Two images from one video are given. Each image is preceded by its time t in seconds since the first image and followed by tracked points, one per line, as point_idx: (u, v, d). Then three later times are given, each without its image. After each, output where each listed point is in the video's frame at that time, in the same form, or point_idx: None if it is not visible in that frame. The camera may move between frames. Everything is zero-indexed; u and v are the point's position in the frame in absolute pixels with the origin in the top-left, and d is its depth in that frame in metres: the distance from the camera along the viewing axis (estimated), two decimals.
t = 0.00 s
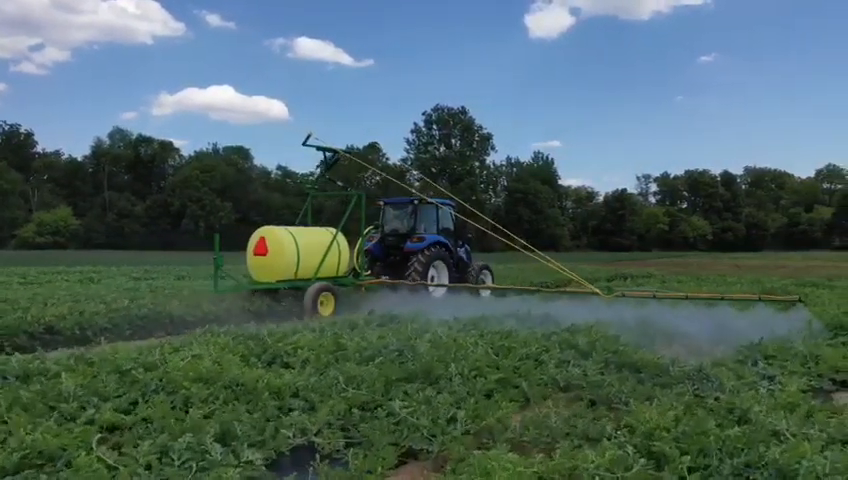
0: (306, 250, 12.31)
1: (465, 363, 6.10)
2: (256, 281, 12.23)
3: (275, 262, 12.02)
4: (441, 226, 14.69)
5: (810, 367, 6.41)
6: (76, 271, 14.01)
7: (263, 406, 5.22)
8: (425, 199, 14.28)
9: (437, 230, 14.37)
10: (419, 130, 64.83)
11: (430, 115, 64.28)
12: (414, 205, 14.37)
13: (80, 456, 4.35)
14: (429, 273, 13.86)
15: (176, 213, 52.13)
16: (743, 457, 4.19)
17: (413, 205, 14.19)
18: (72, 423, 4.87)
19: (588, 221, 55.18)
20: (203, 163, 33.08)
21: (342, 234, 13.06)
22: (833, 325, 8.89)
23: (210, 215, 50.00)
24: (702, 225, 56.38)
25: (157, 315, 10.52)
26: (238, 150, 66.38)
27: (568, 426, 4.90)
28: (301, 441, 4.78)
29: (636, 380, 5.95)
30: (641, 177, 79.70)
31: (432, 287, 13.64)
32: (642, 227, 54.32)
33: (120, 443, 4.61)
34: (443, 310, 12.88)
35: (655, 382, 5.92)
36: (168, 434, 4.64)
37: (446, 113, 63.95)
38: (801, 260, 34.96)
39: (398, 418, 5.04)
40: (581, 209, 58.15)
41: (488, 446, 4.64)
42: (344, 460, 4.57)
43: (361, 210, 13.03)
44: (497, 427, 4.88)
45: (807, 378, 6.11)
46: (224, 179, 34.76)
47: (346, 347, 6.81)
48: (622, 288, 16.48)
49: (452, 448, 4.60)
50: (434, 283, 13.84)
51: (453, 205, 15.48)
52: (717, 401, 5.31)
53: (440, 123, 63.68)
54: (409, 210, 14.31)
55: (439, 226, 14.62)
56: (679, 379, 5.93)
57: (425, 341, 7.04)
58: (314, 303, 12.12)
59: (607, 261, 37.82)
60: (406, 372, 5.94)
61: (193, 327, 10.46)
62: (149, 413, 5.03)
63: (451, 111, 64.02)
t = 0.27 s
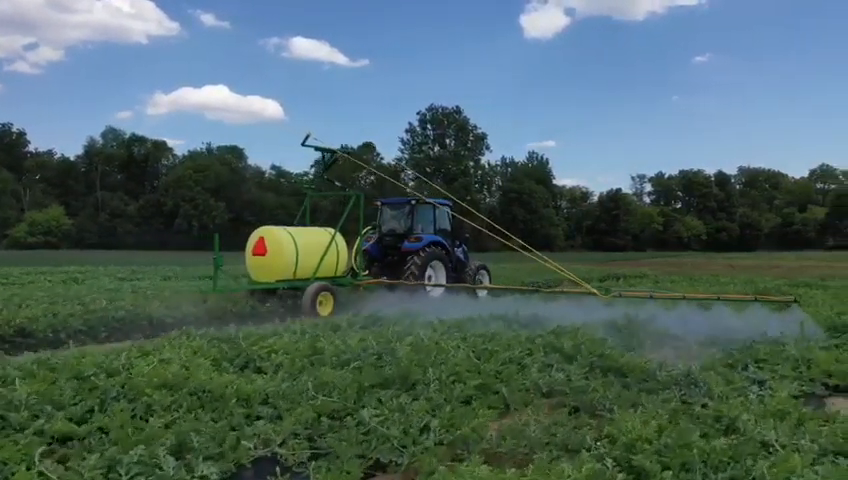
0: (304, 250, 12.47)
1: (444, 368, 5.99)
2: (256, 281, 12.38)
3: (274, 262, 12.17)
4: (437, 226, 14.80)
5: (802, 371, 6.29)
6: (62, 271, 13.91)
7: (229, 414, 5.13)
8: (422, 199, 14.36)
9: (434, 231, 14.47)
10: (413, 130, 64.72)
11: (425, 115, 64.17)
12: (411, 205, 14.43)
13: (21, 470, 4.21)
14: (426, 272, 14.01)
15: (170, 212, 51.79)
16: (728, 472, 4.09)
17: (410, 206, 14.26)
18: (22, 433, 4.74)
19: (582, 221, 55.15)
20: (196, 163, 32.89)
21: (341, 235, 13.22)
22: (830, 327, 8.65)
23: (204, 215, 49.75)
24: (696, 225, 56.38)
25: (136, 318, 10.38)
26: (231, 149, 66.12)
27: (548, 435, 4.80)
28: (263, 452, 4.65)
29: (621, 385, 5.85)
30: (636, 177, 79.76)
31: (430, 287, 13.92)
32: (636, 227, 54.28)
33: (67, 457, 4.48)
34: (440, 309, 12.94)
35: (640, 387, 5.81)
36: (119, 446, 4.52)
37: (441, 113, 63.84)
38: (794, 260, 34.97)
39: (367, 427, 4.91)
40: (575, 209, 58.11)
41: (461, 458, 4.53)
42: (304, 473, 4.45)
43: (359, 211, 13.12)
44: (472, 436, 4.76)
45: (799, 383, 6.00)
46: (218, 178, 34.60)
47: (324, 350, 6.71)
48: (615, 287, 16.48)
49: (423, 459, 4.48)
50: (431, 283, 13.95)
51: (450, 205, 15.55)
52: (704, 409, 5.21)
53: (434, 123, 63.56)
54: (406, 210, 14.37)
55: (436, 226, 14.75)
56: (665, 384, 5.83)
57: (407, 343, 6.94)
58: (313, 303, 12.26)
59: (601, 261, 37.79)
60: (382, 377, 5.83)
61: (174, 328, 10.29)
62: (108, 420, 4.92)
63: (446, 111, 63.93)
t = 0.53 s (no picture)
0: (302, 250, 12.41)
1: (420, 373, 5.85)
2: (254, 281, 12.32)
3: (272, 262, 12.11)
4: (435, 226, 14.70)
5: (792, 375, 6.14)
6: (45, 271, 13.72)
7: (191, 422, 5.01)
8: (420, 199, 14.28)
9: (432, 231, 14.39)
10: (407, 129, 64.57)
11: (419, 114, 64.00)
12: (409, 205, 14.34)
13: None
14: (424, 272, 13.91)
15: (163, 212, 51.31)
16: None
17: (408, 206, 14.18)
18: None
19: (577, 221, 55.09)
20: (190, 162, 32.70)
21: (339, 234, 13.16)
22: (822, 328, 8.39)
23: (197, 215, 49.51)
24: (691, 225, 56.31)
25: (113, 319, 10.21)
26: (225, 149, 65.84)
27: (524, 445, 4.67)
28: (219, 465, 4.49)
29: (604, 391, 5.71)
30: (630, 177, 79.78)
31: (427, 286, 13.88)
32: (631, 227, 54.23)
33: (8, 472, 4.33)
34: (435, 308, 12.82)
35: (624, 392, 5.69)
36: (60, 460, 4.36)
37: (435, 113, 63.69)
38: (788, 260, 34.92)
39: (332, 437, 4.76)
40: (570, 209, 58.05)
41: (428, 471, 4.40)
42: None
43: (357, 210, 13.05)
44: (444, 447, 4.62)
45: (789, 388, 5.87)
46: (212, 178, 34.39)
47: (299, 353, 6.57)
48: (609, 287, 16.43)
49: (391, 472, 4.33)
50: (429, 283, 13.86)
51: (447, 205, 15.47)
52: (689, 417, 5.07)
53: (429, 123, 63.41)
54: (404, 210, 14.28)
55: (433, 227, 14.66)
56: (650, 390, 5.70)
57: (386, 347, 6.80)
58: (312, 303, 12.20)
59: (595, 261, 37.70)
60: (353, 383, 5.69)
61: (149, 331, 10.13)
62: (62, 430, 4.83)
63: (440, 110, 63.77)
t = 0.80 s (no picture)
0: (301, 249, 12.40)
1: (396, 379, 5.71)
2: (253, 282, 12.31)
3: (271, 261, 12.10)
4: (432, 226, 14.57)
5: (784, 380, 5.99)
6: (33, 272, 13.58)
7: (152, 432, 4.87)
8: (417, 199, 14.17)
9: (429, 230, 14.26)
10: (402, 129, 64.39)
11: (414, 114, 63.84)
12: (406, 205, 14.24)
13: None
14: (421, 272, 13.81)
15: (156, 212, 50.83)
16: None
17: (405, 206, 14.06)
18: None
19: (572, 221, 55.03)
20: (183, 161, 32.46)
21: (338, 235, 13.13)
22: (817, 329, 8.15)
23: (191, 215, 49.28)
24: (686, 225, 56.25)
25: (91, 321, 10.07)
26: (219, 148, 65.61)
27: (499, 456, 4.52)
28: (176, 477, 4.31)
29: (586, 397, 5.58)
30: (625, 177, 79.76)
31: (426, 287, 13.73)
32: (626, 227, 54.13)
33: None
34: (432, 309, 12.67)
35: (606, 399, 5.56)
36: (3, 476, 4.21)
37: (430, 112, 63.53)
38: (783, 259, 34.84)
39: (295, 449, 4.61)
40: (565, 209, 57.94)
41: None
42: None
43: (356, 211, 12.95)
44: (413, 459, 4.47)
45: (780, 393, 5.74)
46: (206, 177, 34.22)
47: (272, 358, 6.45)
48: (604, 287, 16.37)
49: None
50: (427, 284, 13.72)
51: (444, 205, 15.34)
52: (673, 427, 4.94)
53: (424, 122, 63.26)
54: (402, 210, 14.18)
55: (431, 227, 14.52)
56: (633, 396, 5.57)
57: (364, 351, 6.66)
58: (311, 303, 12.18)
59: (590, 261, 37.59)
60: (323, 390, 5.55)
61: (126, 332, 9.98)
62: (9, 439, 4.67)
63: (435, 110, 63.62)
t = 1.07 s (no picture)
0: (300, 249, 12.30)
1: (370, 386, 5.57)
2: (252, 282, 12.23)
3: (270, 261, 12.01)
4: (431, 227, 14.49)
5: (775, 385, 5.86)
6: (19, 274, 13.40)
7: (108, 443, 4.72)
8: (416, 199, 14.12)
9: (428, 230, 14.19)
10: (398, 129, 64.26)
11: (409, 114, 63.70)
12: (405, 205, 14.17)
13: None
14: (420, 272, 13.68)
15: (150, 212, 50.58)
16: None
17: (403, 206, 14.00)
18: None
19: (568, 221, 54.98)
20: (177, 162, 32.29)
21: (337, 235, 13.03)
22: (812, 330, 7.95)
23: (185, 215, 49.06)
24: (681, 225, 56.22)
25: (62, 324, 9.83)
26: (214, 149, 65.40)
27: (472, 468, 4.38)
28: None
29: (568, 404, 5.44)
30: (621, 177, 79.77)
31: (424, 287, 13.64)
32: (621, 227, 54.07)
33: None
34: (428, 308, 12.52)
35: (589, 406, 5.43)
36: None
37: (426, 112, 63.40)
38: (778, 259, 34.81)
39: (253, 461, 4.45)
40: (560, 209, 57.87)
41: None
42: None
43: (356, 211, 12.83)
44: (378, 473, 4.32)
45: (771, 400, 5.61)
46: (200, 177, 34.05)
47: (245, 362, 6.32)
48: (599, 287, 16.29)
49: None
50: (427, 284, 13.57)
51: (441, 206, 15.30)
52: (655, 438, 4.80)
53: (419, 122, 63.14)
54: (400, 210, 14.10)
55: (429, 227, 14.43)
56: (616, 404, 5.43)
57: (343, 355, 6.52)
58: (311, 303, 12.06)
59: (586, 261, 37.50)
60: (294, 397, 5.41)
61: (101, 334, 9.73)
62: None
63: (430, 110, 63.49)
